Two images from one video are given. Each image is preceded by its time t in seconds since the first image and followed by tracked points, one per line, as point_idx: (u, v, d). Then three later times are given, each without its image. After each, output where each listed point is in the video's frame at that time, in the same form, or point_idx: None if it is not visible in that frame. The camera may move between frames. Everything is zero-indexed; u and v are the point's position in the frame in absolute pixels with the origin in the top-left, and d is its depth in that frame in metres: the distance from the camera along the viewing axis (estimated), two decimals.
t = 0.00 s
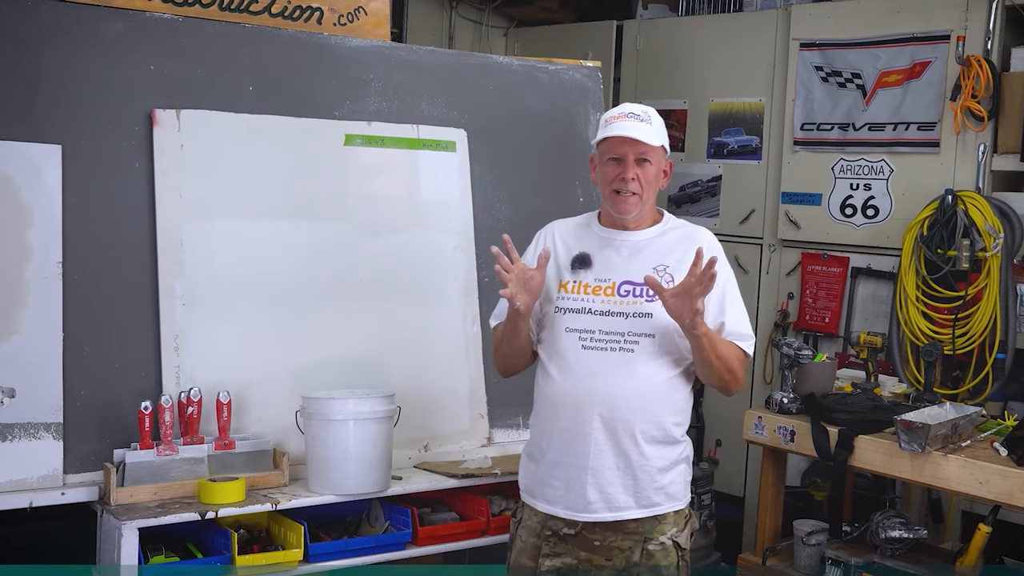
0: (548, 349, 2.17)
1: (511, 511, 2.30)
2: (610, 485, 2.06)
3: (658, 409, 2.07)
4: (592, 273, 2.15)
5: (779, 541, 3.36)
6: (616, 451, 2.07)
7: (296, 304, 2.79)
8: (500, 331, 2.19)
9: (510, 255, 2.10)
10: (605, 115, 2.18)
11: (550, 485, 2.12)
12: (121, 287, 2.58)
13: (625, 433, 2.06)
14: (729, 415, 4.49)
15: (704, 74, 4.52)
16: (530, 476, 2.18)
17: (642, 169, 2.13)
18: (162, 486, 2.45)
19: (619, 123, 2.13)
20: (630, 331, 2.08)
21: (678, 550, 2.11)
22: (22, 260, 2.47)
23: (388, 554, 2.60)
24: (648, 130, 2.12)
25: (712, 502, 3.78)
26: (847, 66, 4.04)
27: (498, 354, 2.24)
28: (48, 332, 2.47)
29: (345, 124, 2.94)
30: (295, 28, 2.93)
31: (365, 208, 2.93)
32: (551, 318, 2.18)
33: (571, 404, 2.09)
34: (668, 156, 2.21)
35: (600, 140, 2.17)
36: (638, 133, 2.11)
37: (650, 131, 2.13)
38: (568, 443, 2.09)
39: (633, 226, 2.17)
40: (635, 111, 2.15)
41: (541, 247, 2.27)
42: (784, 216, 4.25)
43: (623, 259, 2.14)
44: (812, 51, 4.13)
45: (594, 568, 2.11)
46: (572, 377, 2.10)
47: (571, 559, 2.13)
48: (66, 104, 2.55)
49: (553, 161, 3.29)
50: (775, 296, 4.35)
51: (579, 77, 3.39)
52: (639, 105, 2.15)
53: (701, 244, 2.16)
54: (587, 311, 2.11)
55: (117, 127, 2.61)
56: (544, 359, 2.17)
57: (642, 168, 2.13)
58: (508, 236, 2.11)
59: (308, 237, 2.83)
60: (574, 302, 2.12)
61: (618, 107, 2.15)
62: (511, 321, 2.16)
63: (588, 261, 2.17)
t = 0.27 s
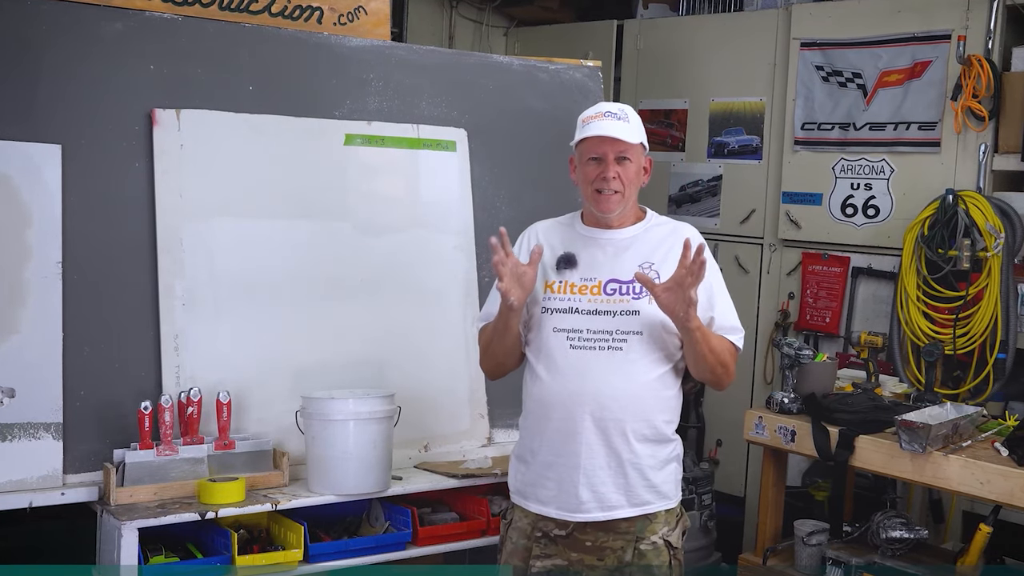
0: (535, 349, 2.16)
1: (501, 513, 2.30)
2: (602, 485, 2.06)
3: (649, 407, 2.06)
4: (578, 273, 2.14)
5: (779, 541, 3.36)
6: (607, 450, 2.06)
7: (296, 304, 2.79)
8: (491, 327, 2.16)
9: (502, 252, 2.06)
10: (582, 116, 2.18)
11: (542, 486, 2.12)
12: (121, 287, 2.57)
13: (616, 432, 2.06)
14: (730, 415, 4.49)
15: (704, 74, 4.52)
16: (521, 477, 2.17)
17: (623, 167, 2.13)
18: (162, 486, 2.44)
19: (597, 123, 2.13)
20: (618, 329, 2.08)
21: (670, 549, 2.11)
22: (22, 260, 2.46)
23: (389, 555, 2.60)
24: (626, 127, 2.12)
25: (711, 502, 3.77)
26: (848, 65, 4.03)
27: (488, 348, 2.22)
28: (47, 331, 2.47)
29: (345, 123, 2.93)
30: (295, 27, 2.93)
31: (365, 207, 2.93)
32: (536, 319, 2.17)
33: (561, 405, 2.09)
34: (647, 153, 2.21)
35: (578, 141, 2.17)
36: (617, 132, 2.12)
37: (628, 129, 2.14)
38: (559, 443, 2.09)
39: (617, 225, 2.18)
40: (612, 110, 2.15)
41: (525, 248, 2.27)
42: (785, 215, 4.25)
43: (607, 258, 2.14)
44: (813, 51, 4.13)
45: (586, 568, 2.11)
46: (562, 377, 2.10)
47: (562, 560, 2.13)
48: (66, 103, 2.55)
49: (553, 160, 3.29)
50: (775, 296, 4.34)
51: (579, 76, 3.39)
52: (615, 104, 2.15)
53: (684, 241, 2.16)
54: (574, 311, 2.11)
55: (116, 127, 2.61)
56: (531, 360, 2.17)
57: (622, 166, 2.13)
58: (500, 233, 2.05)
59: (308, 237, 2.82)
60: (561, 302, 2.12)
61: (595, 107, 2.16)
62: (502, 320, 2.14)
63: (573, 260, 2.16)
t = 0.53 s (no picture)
0: (531, 349, 2.16)
1: (498, 513, 2.29)
2: (599, 485, 2.05)
3: (646, 407, 2.06)
4: (573, 273, 2.14)
5: (779, 541, 3.35)
6: (604, 450, 2.06)
7: (296, 303, 2.78)
8: (487, 344, 2.17)
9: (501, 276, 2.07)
10: (572, 118, 2.18)
11: (538, 487, 2.11)
12: (120, 287, 2.57)
13: (613, 433, 2.06)
14: (730, 415, 4.48)
15: (705, 73, 4.51)
16: (518, 478, 2.17)
17: (614, 167, 2.13)
18: (162, 486, 2.44)
19: (587, 124, 2.13)
20: (613, 330, 2.08)
21: (666, 550, 2.11)
22: (22, 260, 2.46)
23: (388, 556, 2.59)
24: (616, 127, 2.12)
25: (711, 502, 3.77)
26: (848, 65, 4.03)
27: (481, 364, 2.23)
28: (47, 331, 2.47)
29: (345, 123, 2.93)
30: (295, 27, 2.92)
31: (366, 207, 2.93)
32: (531, 320, 2.17)
33: (558, 405, 2.09)
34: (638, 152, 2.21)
35: (569, 143, 2.17)
36: (608, 132, 2.11)
37: (619, 128, 2.13)
38: (556, 444, 2.09)
39: (611, 226, 2.17)
40: (602, 110, 2.15)
41: (519, 250, 2.26)
42: (786, 215, 4.24)
43: (602, 258, 2.14)
44: (813, 50, 4.12)
45: (583, 568, 2.11)
46: (559, 378, 2.10)
47: (558, 560, 2.12)
48: (66, 103, 2.54)
49: (553, 160, 3.28)
50: (775, 296, 4.34)
51: (579, 76, 3.38)
52: (604, 105, 2.15)
53: (678, 239, 2.16)
54: (569, 311, 2.11)
55: (116, 127, 2.60)
56: (527, 360, 2.17)
57: (613, 167, 2.13)
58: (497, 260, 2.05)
59: (308, 237, 2.82)
60: (556, 302, 2.12)
61: (584, 109, 2.16)
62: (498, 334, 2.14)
63: (567, 261, 2.16)
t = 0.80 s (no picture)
0: (531, 349, 2.16)
1: (498, 512, 2.29)
2: (598, 486, 2.05)
3: (646, 407, 2.06)
4: (573, 273, 2.14)
5: (780, 541, 3.35)
6: (604, 451, 2.06)
7: (296, 303, 2.78)
8: (482, 346, 2.18)
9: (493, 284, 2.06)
10: (568, 117, 2.18)
11: (538, 486, 2.11)
12: (120, 286, 2.57)
13: (613, 433, 2.05)
14: (731, 415, 4.48)
15: (705, 73, 4.51)
16: (517, 478, 2.16)
17: (611, 165, 2.13)
18: (162, 486, 2.44)
19: (583, 123, 2.13)
20: (614, 329, 2.08)
21: (665, 550, 2.10)
22: (22, 260, 2.46)
23: (388, 556, 2.59)
24: (612, 125, 2.12)
25: (712, 502, 3.76)
26: (849, 65, 4.02)
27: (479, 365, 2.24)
28: (47, 331, 2.47)
29: (346, 122, 2.93)
30: (295, 26, 2.92)
31: (366, 206, 2.92)
32: (532, 319, 2.17)
33: (558, 405, 2.09)
34: (635, 150, 2.21)
35: (566, 142, 2.17)
36: (604, 130, 2.11)
37: (615, 126, 2.13)
38: (556, 444, 2.09)
39: (610, 225, 2.17)
40: (597, 109, 2.15)
41: (519, 250, 2.26)
42: (786, 215, 4.24)
43: (602, 257, 2.14)
44: (814, 50, 4.12)
45: (582, 568, 2.11)
46: (559, 378, 2.09)
47: (557, 560, 2.12)
48: (65, 102, 2.54)
49: (554, 160, 3.28)
50: (776, 296, 4.33)
51: (580, 75, 3.38)
52: (600, 104, 2.15)
53: (678, 237, 2.15)
54: (569, 311, 2.11)
55: (116, 126, 2.60)
56: (527, 359, 2.16)
57: (611, 165, 2.13)
58: (486, 269, 2.04)
59: (308, 237, 2.81)
60: (556, 302, 2.12)
61: (580, 108, 2.16)
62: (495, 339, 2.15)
63: (567, 261, 2.16)
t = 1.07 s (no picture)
0: (532, 348, 2.16)
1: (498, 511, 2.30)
2: (599, 485, 2.05)
3: (647, 407, 2.06)
4: (575, 272, 2.14)
5: (780, 541, 3.35)
6: (604, 451, 2.05)
7: (296, 303, 2.78)
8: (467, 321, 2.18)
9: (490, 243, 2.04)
10: (562, 119, 2.18)
11: (539, 485, 2.11)
12: (120, 286, 2.57)
13: (614, 433, 2.05)
14: (731, 415, 4.47)
15: (706, 73, 4.51)
16: (518, 476, 2.16)
17: (604, 163, 2.12)
18: (162, 487, 2.43)
19: (574, 123, 2.13)
20: (615, 329, 2.07)
21: (665, 550, 2.10)
22: (21, 259, 2.46)
23: (388, 556, 2.59)
24: (603, 123, 2.11)
25: (712, 502, 3.76)
26: (850, 64, 4.02)
27: (464, 342, 2.24)
28: (46, 331, 2.46)
29: (346, 122, 2.92)
30: (295, 26, 2.91)
31: (366, 206, 2.92)
32: (534, 319, 2.17)
33: (559, 405, 2.08)
34: (634, 146, 2.19)
35: (562, 143, 2.17)
36: (594, 128, 2.10)
37: (606, 124, 2.12)
38: (556, 443, 2.08)
39: (610, 224, 2.16)
40: (588, 109, 2.15)
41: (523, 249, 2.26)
42: (787, 215, 4.24)
43: (605, 257, 2.13)
44: (814, 49, 4.12)
45: (581, 567, 2.10)
46: (560, 377, 2.09)
47: (556, 559, 2.12)
48: (65, 102, 2.54)
49: (554, 160, 3.28)
50: (777, 296, 4.33)
51: (580, 75, 3.37)
52: (592, 103, 2.15)
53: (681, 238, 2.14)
54: (571, 310, 2.10)
55: (116, 126, 2.60)
56: (528, 359, 2.16)
57: (604, 162, 2.12)
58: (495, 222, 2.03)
59: (308, 237, 2.81)
60: (558, 301, 2.12)
61: (572, 109, 2.16)
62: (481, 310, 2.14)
63: (570, 260, 2.16)
